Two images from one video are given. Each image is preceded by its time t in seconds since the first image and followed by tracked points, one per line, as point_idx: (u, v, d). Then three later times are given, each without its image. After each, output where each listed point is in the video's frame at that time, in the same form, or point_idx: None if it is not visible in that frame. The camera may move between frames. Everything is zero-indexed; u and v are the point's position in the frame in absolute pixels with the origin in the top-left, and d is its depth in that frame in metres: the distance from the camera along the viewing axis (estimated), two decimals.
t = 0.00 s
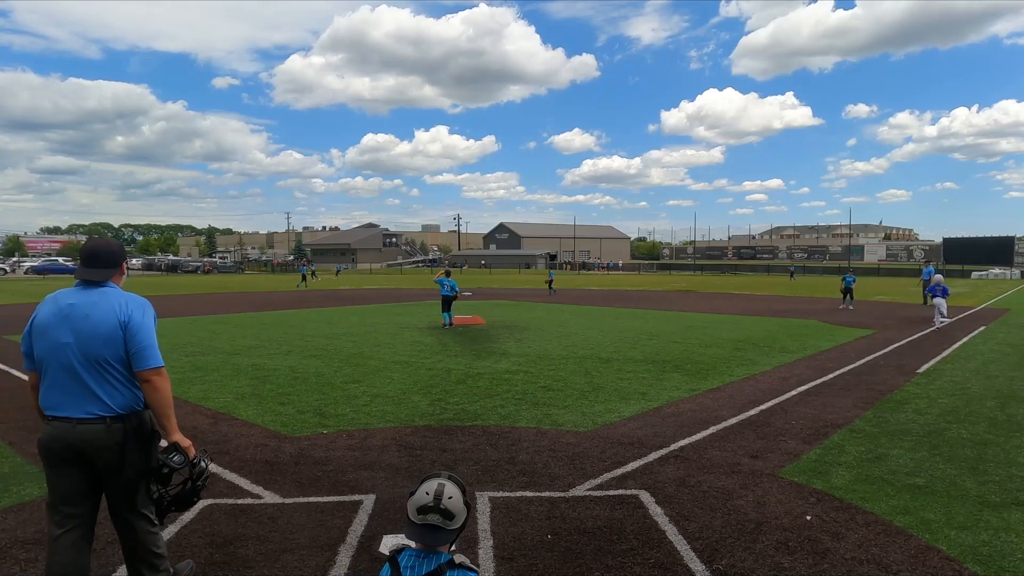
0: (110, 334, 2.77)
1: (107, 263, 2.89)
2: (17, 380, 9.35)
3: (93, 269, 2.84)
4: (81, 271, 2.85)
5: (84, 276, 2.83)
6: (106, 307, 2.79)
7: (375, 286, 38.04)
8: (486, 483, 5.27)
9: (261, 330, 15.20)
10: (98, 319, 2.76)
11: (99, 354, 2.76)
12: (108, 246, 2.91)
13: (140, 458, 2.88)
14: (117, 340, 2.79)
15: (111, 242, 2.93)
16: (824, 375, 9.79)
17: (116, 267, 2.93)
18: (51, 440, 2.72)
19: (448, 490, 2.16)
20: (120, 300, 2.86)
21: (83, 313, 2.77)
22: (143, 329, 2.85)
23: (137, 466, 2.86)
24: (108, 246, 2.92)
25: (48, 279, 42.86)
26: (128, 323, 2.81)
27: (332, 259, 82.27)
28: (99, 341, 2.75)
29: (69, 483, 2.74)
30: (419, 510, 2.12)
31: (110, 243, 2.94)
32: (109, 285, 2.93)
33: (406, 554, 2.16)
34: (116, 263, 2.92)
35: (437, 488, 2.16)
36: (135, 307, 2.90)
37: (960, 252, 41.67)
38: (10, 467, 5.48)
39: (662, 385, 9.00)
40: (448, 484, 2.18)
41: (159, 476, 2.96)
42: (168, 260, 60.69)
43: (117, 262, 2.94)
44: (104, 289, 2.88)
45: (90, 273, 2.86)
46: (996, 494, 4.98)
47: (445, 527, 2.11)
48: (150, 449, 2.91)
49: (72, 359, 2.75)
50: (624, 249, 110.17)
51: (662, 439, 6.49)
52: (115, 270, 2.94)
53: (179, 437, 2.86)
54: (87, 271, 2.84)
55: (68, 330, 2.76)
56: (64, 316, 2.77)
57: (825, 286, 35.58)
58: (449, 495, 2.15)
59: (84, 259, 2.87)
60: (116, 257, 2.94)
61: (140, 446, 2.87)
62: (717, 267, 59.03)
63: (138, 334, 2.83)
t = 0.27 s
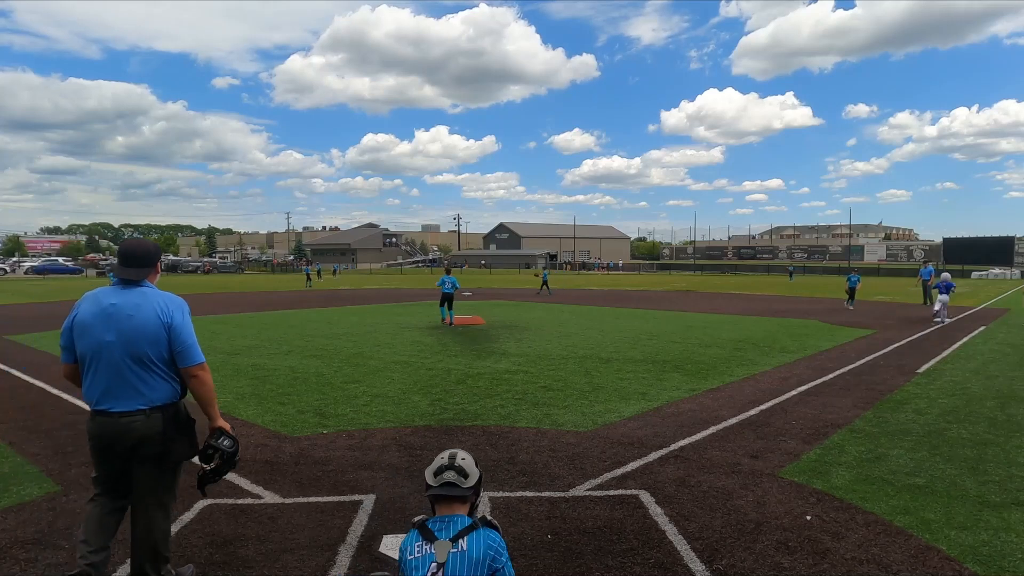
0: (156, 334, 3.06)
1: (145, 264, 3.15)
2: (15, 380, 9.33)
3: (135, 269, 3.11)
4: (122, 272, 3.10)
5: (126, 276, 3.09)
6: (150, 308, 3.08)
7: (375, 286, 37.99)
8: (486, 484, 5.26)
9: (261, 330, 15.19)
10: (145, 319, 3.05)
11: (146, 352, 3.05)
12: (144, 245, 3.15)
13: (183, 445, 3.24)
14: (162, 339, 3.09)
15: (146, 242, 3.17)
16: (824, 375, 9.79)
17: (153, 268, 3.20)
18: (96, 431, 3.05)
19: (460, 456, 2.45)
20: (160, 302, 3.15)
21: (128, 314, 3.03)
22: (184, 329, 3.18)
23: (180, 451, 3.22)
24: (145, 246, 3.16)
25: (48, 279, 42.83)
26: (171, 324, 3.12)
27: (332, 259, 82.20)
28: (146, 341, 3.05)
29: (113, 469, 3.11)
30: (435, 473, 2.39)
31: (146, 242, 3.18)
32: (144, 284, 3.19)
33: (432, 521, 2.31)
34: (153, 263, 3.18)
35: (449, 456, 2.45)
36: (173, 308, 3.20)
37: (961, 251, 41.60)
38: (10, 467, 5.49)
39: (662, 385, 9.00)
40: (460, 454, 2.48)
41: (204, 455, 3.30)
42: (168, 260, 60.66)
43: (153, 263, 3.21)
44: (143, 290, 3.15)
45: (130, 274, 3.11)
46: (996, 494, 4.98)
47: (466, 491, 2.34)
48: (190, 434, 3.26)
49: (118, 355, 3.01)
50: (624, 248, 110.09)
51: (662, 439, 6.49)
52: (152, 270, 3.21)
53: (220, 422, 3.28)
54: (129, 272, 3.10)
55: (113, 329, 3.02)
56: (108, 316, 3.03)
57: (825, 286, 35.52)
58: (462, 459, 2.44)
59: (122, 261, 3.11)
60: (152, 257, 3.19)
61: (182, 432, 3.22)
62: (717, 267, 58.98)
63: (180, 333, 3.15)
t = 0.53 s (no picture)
0: (174, 332, 3.12)
1: (162, 263, 3.23)
2: (15, 380, 9.32)
3: (153, 268, 3.19)
4: (141, 271, 3.18)
5: (144, 275, 3.16)
6: (169, 307, 3.14)
7: (375, 286, 38.00)
8: (486, 484, 5.26)
9: (261, 330, 15.20)
10: (164, 317, 3.11)
11: (166, 349, 3.11)
12: (161, 244, 3.23)
13: (201, 436, 3.32)
14: (181, 337, 3.16)
15: (163, 241, 3.25)
16: (824, 375, 9.79)
17: (170, 266, 3.28)
18: (119, 422, 3.14)
19: (419, 433, 2.45)
20: (178, 300, 3.21)
21: (147, 313, 3.09)
22: (202, 326, 3.24)
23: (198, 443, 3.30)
24: (162, 245, 3.24)
25: (48, 279, 42.87)
26: (189, 322, 3.18)
27: (332, 259, 82.24)
28: (165, 338, 3.10)
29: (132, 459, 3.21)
30: (398, 452, 2.38)
31: (163, 241, 3.26)
32: (162, 283, 3.26)
33: (398, 495, 2.31)
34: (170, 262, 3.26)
35: (409, 434, 2.45)
36: (191, 306, 3.26)
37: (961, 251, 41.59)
38: (10, 467, 5.49)
39: (663, 385, 9.00)
40: (420, 431, 2.48)
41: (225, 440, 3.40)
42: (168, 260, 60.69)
43: (170, 261, 3.28)
44: (161, 289, 3.22)
45: (148, 273, 3.18)
46: (996, 494, 4.98)
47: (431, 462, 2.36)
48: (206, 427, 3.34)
49: (138, 352, 3.07)
50: (623, 248, 110.10)
51: (662, 439, 6.49)
52: (169, 269, 3.28)
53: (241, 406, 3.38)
54: (148, 271, 3.17)
55: (133, 327, 3.08)
56: (129, 315, 3.09)
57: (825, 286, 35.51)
58: (422, 435, 2.44)
59: (141, 261, 3.18)
60: (169, 255, 3.26)
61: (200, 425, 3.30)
62: (717, 267, 58.99)
63: (198, 331, 3.22)
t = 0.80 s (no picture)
0: (181, 331, 3.17)
1: (178, 263, 3.30)
2: (15, 380, 9.32)
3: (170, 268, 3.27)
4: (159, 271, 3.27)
5: (160, 274, 3.25)
6: (178, 306, 3.20)
7: (375, 286, 38.01)
8: (486, 484, 5.26)
9: (261, 330, 15.20)
10: (173, 316, 3.17)
11: (174, 347, 3.17)
12: (180, 246, 3.32)
13: (204, 436, 3.34)
14: (188, 336, 3.20)
15: (182, 243, 3.34)
16: (824, 375, 9.79)
17: (187, 267, 3.35)
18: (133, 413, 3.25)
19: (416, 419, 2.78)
20: (190, 300, 3.26)
21: (159, 311, 3.17)
22: (209, 326, 3.27)
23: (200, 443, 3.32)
24: (181, 246, 3.32)
25: (48, 279, 42.89)
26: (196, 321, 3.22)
27: (332, 259, 82.26)
28: (173, 336, 3.16)
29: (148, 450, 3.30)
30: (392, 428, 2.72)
31: (182, 243, 3.34)
32: (179, 283, 3.33)
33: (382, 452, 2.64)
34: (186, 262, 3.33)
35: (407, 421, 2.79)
36: (202, 306, 3.30)
37: (962, 251, 41.57)
38: (10, 467, 5.49)
39: (663, 385, 9.00)
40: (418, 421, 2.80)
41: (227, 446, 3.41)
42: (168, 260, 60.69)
43: (186, 262, 3.35)
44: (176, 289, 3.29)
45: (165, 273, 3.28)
46: (996, 494, 4.98)
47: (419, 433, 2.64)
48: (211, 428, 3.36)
49: (149, 349, 3.15)
50: (623, 248, 110.12)
51: (662, 439, 6.49)
52: (185, 269, 3.35)
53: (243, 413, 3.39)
54: (164, 270, 3.26)
55: (145, 324, 3.17)
56: (143, 312, 3.18)
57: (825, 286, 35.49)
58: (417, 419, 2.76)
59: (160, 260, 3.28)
60: (186, 256, 3.34)
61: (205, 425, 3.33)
62: (717, 267, 58.99)
63: (204, 330, 3.24)
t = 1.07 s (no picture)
0: (180, 328, 3.25)
1: (185, 264, 3.42)
2: (15, 380, 9.32)
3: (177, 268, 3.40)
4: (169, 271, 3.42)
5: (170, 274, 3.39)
6: (179, 304, 3.29)
7: (375, 286, 38.05)
8: (485, 484, 5.26)
9: (261, 330, 15.21)
10: (174, 314, 3.28)
11: (176, 343, 3.28)
12: (187, 246, 3.43)
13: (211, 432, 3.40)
14: (187, 332, 3.27)
15: (189, 243, 3.45)
16: (824, 375, 9.79)
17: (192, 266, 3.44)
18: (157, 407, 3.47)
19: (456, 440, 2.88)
20: (191, 297, 3.33)
21: (164, 310, 3.31)
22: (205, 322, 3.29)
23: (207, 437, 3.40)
24: (187, 247, 3.43)
25: (48, 279, 42.95)
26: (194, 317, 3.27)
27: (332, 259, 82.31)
28: (175, 333, 3.27)
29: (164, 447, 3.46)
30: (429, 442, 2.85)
31: (189, 244, 3.45)
32: (190, 283, 3.44)
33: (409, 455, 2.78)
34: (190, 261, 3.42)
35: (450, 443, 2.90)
36: (202, 303, 3.35)
37: (962, 251, 41.59)
38: (10, 467, 5.49)
39: (662, 385, 9.00)
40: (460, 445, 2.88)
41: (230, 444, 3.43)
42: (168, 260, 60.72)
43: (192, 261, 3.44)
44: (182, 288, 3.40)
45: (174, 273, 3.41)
46: (996, 494, 4.98)
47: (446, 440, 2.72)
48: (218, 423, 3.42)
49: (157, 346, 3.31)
50: (623, 249, 110.18)
51: (662, 439, 6.49)
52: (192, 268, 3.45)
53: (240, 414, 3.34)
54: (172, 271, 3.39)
55: (154, 322, 3.33)
56: (153, 311, 3.35)
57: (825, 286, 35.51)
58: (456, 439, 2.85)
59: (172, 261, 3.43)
60: (191, 256, 3.43)
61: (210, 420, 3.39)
62: (717, 267, 59.03)
63: (200, 327, 3.27)
